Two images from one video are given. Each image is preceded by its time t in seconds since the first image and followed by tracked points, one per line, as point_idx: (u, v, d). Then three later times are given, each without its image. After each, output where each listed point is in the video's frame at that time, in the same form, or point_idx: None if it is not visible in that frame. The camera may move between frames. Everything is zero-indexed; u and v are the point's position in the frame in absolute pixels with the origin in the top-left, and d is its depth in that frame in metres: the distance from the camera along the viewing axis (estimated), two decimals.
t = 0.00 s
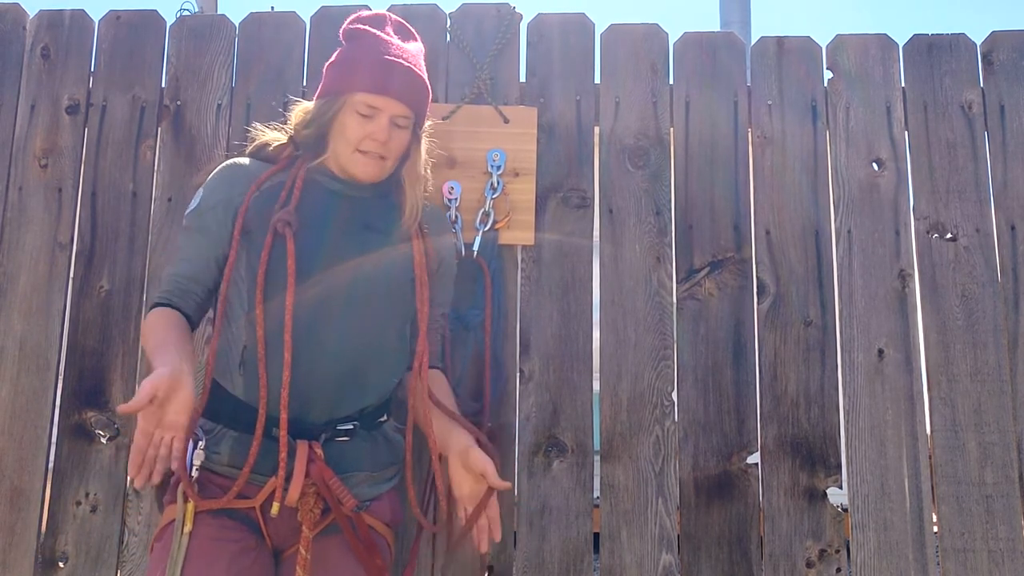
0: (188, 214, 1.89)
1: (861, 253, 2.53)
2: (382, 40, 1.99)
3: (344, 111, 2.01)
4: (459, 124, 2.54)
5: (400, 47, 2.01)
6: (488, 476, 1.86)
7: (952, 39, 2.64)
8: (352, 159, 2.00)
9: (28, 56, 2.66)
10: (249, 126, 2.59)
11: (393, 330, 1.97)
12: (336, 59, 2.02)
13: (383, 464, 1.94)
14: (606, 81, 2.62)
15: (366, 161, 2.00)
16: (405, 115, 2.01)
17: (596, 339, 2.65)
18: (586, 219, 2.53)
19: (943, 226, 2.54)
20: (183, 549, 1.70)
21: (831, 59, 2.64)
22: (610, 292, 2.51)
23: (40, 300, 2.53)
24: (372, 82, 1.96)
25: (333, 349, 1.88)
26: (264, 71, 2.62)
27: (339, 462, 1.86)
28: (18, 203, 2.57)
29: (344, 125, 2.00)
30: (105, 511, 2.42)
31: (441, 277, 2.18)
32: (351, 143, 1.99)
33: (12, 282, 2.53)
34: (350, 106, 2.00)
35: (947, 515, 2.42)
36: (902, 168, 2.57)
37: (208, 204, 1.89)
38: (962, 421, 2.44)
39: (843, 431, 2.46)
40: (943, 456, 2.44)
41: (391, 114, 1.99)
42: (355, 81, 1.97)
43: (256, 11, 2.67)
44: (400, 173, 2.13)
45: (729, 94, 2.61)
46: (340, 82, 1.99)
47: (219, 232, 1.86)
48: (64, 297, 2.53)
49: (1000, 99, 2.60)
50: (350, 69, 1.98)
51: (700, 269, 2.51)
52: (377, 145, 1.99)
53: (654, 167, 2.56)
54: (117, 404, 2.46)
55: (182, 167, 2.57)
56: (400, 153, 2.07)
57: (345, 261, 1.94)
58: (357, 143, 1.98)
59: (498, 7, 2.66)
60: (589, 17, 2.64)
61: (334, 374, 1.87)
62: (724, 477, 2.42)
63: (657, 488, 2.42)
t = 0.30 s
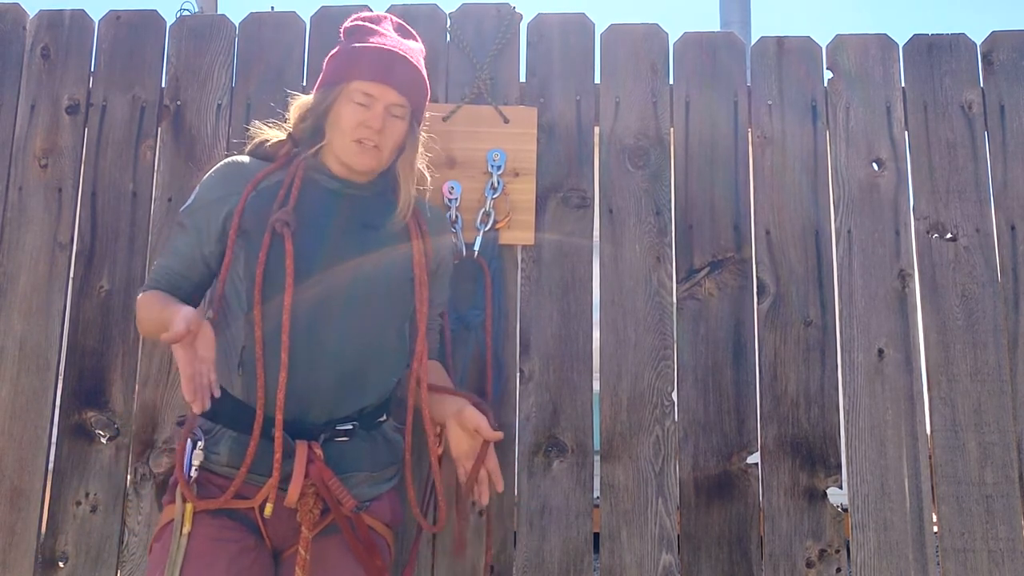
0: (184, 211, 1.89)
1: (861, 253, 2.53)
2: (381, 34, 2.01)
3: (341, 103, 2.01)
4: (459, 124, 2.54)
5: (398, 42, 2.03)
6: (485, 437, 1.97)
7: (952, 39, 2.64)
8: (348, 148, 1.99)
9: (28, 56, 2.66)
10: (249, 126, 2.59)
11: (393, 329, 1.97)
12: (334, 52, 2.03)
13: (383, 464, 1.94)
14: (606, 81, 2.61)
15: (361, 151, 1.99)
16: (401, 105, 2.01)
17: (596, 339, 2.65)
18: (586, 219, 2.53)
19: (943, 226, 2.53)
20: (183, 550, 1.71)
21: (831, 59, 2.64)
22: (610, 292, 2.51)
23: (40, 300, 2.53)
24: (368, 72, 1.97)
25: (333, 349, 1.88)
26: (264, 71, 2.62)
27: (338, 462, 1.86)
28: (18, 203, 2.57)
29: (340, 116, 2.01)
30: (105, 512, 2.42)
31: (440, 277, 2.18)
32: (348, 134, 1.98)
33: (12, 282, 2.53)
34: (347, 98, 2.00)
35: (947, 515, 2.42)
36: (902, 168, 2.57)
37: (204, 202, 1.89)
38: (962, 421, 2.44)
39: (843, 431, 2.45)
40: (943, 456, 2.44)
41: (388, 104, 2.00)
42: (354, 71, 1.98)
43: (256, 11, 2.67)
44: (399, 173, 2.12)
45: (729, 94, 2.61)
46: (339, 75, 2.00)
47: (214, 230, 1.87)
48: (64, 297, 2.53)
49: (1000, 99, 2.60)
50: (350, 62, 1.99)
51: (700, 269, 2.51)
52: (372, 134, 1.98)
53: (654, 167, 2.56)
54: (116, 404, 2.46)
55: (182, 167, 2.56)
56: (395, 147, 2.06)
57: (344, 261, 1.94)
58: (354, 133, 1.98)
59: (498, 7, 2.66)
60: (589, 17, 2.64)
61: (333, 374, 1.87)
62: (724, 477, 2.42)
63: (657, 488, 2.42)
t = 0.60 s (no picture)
0: (183, 211, 1.89)
1: (862, 253, 2.53)
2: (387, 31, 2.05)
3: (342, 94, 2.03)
4: (460, 123, 2.54)
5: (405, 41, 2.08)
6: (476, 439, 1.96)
7: (952, 39, 2.64)
8: (345, 137, 2.00)
9: (28, 56, 2.66)
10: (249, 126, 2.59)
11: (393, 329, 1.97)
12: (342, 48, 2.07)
13: (383, 465, 1.94)
14: (606, 81, 2.61)
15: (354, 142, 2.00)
16: (399, 97, 2.03)
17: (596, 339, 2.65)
18: (586, 219, 2.53)
19: (943, 226, 2.53)
20: (182, 550, 1.71)
21: (831, 59, 2.64)
22: (610, 292, 2.51)
23: (40, 300, 2.53)
24: (377, 64, 2.00)
25: (333, 350, 1.88)
26: (264, 72, 2.62)
27: (338, 463, 1.86)
28: (18, 203, 2.57)
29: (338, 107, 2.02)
30: (105, 512, 2.42)
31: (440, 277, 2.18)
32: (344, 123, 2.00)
33: (12, 282, 2.53)
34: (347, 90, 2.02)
35: (947, 515, 2.42)
36: (902, 168, 2.57)
37: (201, 202, 1.89)
38: (962, 421, 2.44)
39: (843, 431, 2.45)
40: (943, 456, 2.44)
41: (386, 93, 2.01)
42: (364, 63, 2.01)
43: (256, 11, 2.67)
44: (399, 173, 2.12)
45: (729, 94, 2.61)
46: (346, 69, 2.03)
47: (213, 229, 1.87)
48: (64, 297, 2.53)
49: (1000, 99, 2.60)
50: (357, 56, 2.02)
51: (700, 269, 2.51)
52: (367, 121, 1.99)
53: (654, 167, 2.56)
54: (116, 404, 2.46)
55: (182, 168, 2.56)
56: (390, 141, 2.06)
57: (344, 261, 1.94)
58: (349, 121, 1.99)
59: (498, 7, 2.66)
60: (589, 16, 2.64)
61: (333, 374, 1.87)
62: (724, 477, 2.42)
63: (657, 488, 2.42)
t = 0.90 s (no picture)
0: (182, 214, 1.88)
1: (861, 253, 2.53)
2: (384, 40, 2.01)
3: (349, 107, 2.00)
4: (460, 124, 2.54)
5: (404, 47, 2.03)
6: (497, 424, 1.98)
7: (952, 39, 2.64)
8: (352, 152, 1.99)
9: (28, 56, 2.66)
10: (249, 126, 2.59)
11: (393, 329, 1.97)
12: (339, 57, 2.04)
13: (382, 465, 1.94)
14: (606, 81, 2.61)
15: (363, 155, 1.99)
16: (408, 111, 2.00)
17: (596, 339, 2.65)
18: (586, 219, 2.53)
19: (943, 226, 2.54)
20: (181, 549, 1.71)
21: (831, 59, 2.64)
22: (610, 292, 2.51)
23: (40, 300, 2.52)
24: (376, 78, 1.97)
25: (333, 350, 1.88)
26: (264, 72, 2.62)
27: (336, 463, 1.87)
28: (18, 203, 2.57)
29: (347, 118, 2.00)
30: (104, 512, 2.42)
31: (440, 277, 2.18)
32: (352, 135, 1.98)
33: (11, 282, 2.53)
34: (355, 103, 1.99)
35: (947, 515, 2.42)
36: (902, 167, 2.57)
37: (202, 203, 1.89)
38: (962, 421, 2.44)
39: (843, 430, 2.45)
40: (943, 456, 2.44)
41: (395, 109, 1.99)
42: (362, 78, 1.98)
43: (256, 11, 2.67)
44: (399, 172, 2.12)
45: (729, 94, 2.61)
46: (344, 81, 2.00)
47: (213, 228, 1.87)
48: (64, 297, 2.53)
49: (1000, 99, 2.60)
50: (356, 67, 1.99)
51: (700, 269, 2.51)
52: (377, 137, 1.98)
53: (654, 167, 2.56)
54: (116, 404, 2.46)
55: (182, 168, 2.56)
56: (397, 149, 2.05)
57: (344, 261, 1.93)
58: (358, 136, 1.98)
59: (498, 7, 2.66)
60: (589, 16, 2.64)
61: (334, 374, 1.87)
62: (724, 478, 2.42)
63: (657, 488, 2.42)
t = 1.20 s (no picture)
0: (187, 219, 1.86)
1: (861, 253, 2.53)
2: (381, 57, 1.97)
3: (361, 128, 1.98)
4: (460, 125, 2.54)
5: (404, 57, 1.98)
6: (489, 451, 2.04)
7: (952, 39, 2.65)
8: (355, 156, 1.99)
9: (28, 56, 2.66)
10: (249, 126, 2.59)
11: (393, 329, 1.97)
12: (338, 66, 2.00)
13: (381, 464, 1.94)
14: (606, 81, 2.61)
15: (379, 180, 2.01)
16: (423, 136, 2.01)
17: (596, 339, 2.65)
18: (586, 219, 2.53)
19: (943, 226, 2.54)
20: (178, 548, 1.71)
21: (831, 59, 2.64)
22: (610, 292, 2.51)
23: (40, 300, 2.52)
24: (378, 96, 1.93)
25: (333, 350, 1.88)
26: (264, 72, 2.62)
27: (334, 462, 1.86)
28: (18, 203, 2.57)
29: (363, 141, 1.99)
30: (105, 511, 2.42)
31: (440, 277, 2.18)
32: (370, 162, 1.98)
33: (11, 282, 2.53)
34: (369, 126, 1.97)
35: (947, 515, 2.42)
36: (902, 167, 2.57)
37: (205, 208, 1.87)
38: (962, 421, 2.44)
39: (843, 430, 2.45)
40: (943, 456, 2.44)
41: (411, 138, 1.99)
42: (363, 94, 1.94)
43: (255, 11, 2.67)
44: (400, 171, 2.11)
45: (729, 94, 2.61)
46: (343, 95, 1.96)
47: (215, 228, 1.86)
48: (64, 297, 2.53)
49: (1000, 99, 2.60)
50: (356, 81, 1.95)
51: (700, 269, 2.51)
52: (395, 165, 1.99)
53: (654, 167, 2.56)
54: (116, 404, 2.46)
55: (182, 168, 2.56)
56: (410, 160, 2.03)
57: (344, 261, 1.94)
58: (376, 164, 1.98)
59: (498, 7, 2.66)
60: (589, 16, 2.64)
61: (335, 374, 1.87)
62: (724, 478, 2.42)
63: (657, 488, 2.42)
